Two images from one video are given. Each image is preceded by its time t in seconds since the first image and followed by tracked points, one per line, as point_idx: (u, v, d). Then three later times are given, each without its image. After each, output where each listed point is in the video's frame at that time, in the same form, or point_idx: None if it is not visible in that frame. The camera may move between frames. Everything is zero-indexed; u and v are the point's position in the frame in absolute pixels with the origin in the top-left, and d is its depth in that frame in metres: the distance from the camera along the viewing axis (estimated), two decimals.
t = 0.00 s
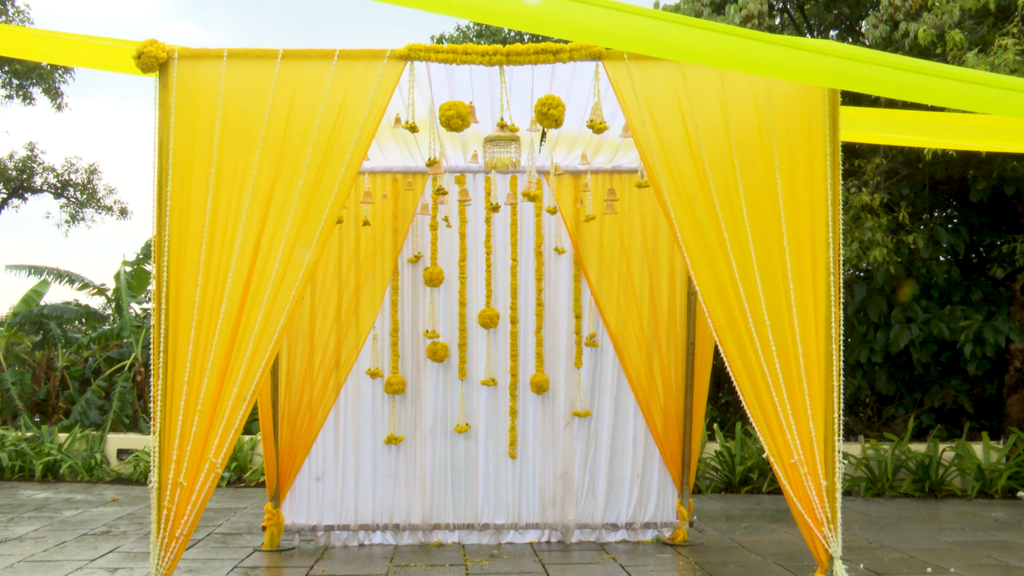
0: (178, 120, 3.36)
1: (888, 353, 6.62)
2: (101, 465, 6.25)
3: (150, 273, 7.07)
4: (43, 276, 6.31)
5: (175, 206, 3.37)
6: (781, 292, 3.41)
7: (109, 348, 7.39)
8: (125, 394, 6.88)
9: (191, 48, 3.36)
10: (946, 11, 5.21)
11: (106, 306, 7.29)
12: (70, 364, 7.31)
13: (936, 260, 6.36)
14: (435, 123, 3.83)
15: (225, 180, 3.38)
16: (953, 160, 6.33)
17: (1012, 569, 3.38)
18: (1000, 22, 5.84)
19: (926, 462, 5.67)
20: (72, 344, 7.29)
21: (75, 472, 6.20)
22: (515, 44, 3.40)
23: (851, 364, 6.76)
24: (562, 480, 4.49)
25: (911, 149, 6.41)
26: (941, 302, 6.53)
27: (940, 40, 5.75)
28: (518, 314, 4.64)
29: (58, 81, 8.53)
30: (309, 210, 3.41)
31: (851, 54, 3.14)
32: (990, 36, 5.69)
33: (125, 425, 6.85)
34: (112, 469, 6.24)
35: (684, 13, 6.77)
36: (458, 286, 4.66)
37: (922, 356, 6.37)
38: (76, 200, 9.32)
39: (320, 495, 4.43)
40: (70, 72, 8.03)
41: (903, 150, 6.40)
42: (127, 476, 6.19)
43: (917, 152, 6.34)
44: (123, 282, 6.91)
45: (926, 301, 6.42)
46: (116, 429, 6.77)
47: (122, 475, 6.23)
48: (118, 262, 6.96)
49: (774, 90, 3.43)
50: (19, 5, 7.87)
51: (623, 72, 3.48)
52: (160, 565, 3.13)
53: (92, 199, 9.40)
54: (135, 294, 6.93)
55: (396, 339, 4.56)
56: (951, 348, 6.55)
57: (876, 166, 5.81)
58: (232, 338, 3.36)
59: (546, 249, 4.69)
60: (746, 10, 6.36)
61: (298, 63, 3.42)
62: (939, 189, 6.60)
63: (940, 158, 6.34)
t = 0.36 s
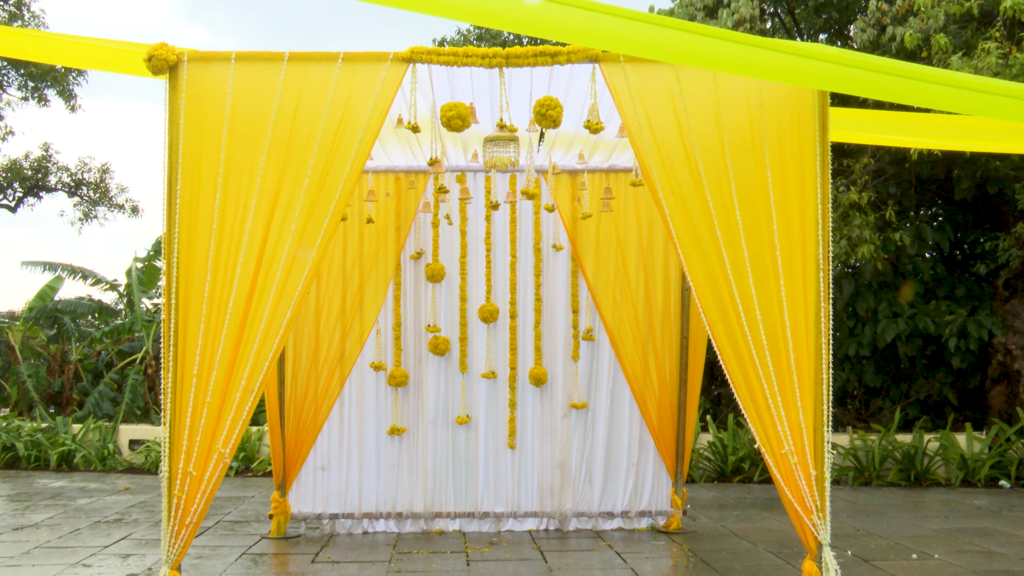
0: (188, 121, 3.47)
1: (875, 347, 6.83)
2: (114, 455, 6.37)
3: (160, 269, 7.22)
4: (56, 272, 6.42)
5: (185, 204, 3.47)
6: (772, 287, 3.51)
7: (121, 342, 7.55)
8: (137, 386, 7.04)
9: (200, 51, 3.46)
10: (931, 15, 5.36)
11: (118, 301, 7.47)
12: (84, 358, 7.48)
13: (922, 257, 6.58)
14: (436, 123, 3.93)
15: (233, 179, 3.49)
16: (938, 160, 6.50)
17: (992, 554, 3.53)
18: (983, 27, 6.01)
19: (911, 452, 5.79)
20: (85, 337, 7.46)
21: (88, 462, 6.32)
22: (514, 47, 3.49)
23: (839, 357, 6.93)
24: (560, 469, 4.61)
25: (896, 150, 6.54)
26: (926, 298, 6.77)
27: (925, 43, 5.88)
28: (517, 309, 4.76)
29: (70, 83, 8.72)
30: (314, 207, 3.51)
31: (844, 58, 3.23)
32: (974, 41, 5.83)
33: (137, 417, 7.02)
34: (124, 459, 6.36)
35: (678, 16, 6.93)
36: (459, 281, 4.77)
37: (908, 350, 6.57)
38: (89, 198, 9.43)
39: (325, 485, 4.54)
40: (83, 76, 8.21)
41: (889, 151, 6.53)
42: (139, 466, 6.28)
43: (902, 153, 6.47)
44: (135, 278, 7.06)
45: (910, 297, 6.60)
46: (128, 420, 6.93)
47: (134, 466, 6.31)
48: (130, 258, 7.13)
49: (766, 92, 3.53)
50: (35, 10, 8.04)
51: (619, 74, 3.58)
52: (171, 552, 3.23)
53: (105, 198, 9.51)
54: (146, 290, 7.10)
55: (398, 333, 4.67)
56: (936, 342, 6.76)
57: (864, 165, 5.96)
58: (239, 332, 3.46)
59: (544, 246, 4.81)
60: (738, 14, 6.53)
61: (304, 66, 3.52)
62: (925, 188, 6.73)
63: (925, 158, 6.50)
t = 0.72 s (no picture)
0: (198, 121, 3.57)
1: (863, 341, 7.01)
2: (126, 445, 6.48)
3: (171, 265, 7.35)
4: (72, 268, 6.50)
5: (195, 202, 3.57)
6: (764, 282, 3.62)
7: (134, 335, 7.70)
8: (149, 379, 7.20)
9: (209, 54, 3.57)
10: (918, 19, 5.51)
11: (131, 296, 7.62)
12: (98, 351, 7.65)
13: (908, 253, 6.79)
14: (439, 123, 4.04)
15: (241, 178, 3.59)
16: (923, 160, 6.64)
17: (974, 540, 3.68)
18: (968, 31, 6.16)
19: (898, 442, 5.91)
20: (99, 331, 7.63)
21: (102, 452, 6.46)
22: (514, 50, 3.59)
23: (829, 350, 7.10)
24: (558, 459, 4.73)
25: (884, 150, 6.67)
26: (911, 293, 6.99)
27: (912, 47, 6.03)
28: (517, 303, 4.88)
29: (85, 86, 8.90)
30: (320, 205, 3.62)
31: (832, 60, 3.32)
32: (959, 44, 5.98)
33: (150, 408, 7.18)
34: (136, 449, 6.46)
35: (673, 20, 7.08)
36: (460, 276, 4.88)
37: (896, 343, 6.77)
38: (103, 197, 9.56)
39: (330, 474, 4.66)
40: (98, 78, 8.37)
41: (877, 151, 6.66)
42: (151, 455, 6.40)
43: (890, 153, 6.61)
44: (147, 274, 7.17)
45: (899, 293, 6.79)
46: (140, 411, 7.06)
47: (146, 455, 6.44)
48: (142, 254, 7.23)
49: (758, 93, 3.65)
50: (53, 14, 8.28)
51: (615, 75, 3.69)
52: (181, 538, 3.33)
53: (118, 197, 9.62)
54: (158, 286, 7.22)
55: (401, 327, 4.78)
56: (921, 336, 6.92)
57: (853, 165, 6.10)
58: (247, 325, 3.56)
59: (543, 243, 4.93)
60: (730, 18, 6.79)
61: (310, 68, 3.63)
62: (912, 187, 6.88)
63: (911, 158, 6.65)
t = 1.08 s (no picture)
0: (207, 121, 3.68)
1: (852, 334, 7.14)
2: (139, 435, 6.61)
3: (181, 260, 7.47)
4: (85, 263, 6.62)
5: (204, 199, 3.68)
6: (756, 277, 3.73)
7: (146, 328, 7.84)
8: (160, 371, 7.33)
9: (218, 55, 3.68)
10: (905, 22, 5.65)
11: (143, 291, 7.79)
12: (110, 344, 7.80)
13: (894, 250, 6.95)
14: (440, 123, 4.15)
15: (249, 176, 3.70)
16: (910, 159, 6.78)
17: (957, 526, 3.81)
18: (952, 34, 6.31)
19: (885, 432, 6.05)
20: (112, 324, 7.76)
21: (116, 442, 6.58)
22: (513, 52, 3.70)
23: (818, 343, 7.24)
24: (557, 449, 4.85)
25: (871, 149, 6.80)
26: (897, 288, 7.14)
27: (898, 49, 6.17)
28: (517, 298, 4.99)
29: (98, 87, 9.04)
30: (325, 202, 3.73)
31: (823, 62, 3.41)
32: (944, 47, 6.13)
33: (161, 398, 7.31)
34: (148, 438, 6.59)
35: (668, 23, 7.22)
36: (461, 271, 4.99)
37: (883, 336, 6.91)
38: (115, 194, 9.67)
39: (336, 463, 4.79)
40: (110, 78, 8.50)
41: (865, 151, 6.79)
42: (163, 445, 6.54)
43: (877, 152, 6.73)
44: (159, 269, 7.31)
45: (884, 288, 7.00)
46: (151, 402, 7.19)
47: (158, 444, 6.57)
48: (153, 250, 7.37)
49: (750, 94, 3.75)
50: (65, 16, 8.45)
51: (612, 76, 3.81)
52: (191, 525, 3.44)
53: (130, 194, 9.73)
54: (169, 280, 7.35)
55: (404, 321, 4.90)
56: (907, 330, 7.16)
57: (842, 164, 6.24)
58: (255, 319, 3.67)
59: (542, 239, 5.04)
60: (724, 21, 6.94)
61: (315, 69, 3.74)
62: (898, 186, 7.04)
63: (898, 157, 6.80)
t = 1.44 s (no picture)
0: (217, 122, 3.80)
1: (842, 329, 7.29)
2: (151, 426, 6.72)
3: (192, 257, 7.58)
4: (98, 260, 6.72)
5: (214, 198, 3.79)
6: (749, 273, 3.84)
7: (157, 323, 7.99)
8: (171, 365, 7.46)
9: (228, 59, 3.79)
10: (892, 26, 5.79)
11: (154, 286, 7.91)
12: (124, 338, 7.94)
13: (882, 247, 7.06)
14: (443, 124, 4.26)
15: (258, 175, 3.81)
16: (898, 159, 6.93)
17: (942, 515, 3.93)
18: (938, 39, 6.46)
19: (872, 424, 6.18)
20: (125, 319, 7.89)
21: (128, 433, 6.68)
22: (513, 55, 3.81)
23: (810, 338, 7.38)
24: (556, 441, 4.97)
25: (861, 150, 6.93)
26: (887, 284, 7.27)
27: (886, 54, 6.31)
28: (517, 293, 5.12)
29: (113, 90, 9.13)
30: (331, 201, 3.85)
31: (813, 65, 3.50)
32: (930, 52, 6.27)
33: (172, 391, 7.44)
34: (160, 429, 6.72)
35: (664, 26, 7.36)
36: (462, 268, 5.12)
37: (871, 331, 7.05)
38: (128, 193, 9.79)
39: (341, 454, 4.91)
40: (123, 80, 8.61)
41: (854, 151, 6.91)
42: (174, 436, 6.66)
43: (866, 153, 6.86)
44: (170, 266, 7.41)
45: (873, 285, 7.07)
46: (163, 394, 7.33)
47: (169, 436, 6.69)
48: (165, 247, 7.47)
49: (743, 96, 3.87)
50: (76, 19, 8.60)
51: (609, 79, 3.95)
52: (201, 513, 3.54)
53: (143, 193, 9.85)
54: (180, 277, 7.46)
55: (407, 316, 5.02)
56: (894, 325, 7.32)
57: (832, 164, 6.37)
58: (263, 313, 3.78)
59: (542, 237, 5.16)
60: (717, 25, 7.08)
61: (322, 72, 3.86)
62: (888, 186, 7.18)
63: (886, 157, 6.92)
